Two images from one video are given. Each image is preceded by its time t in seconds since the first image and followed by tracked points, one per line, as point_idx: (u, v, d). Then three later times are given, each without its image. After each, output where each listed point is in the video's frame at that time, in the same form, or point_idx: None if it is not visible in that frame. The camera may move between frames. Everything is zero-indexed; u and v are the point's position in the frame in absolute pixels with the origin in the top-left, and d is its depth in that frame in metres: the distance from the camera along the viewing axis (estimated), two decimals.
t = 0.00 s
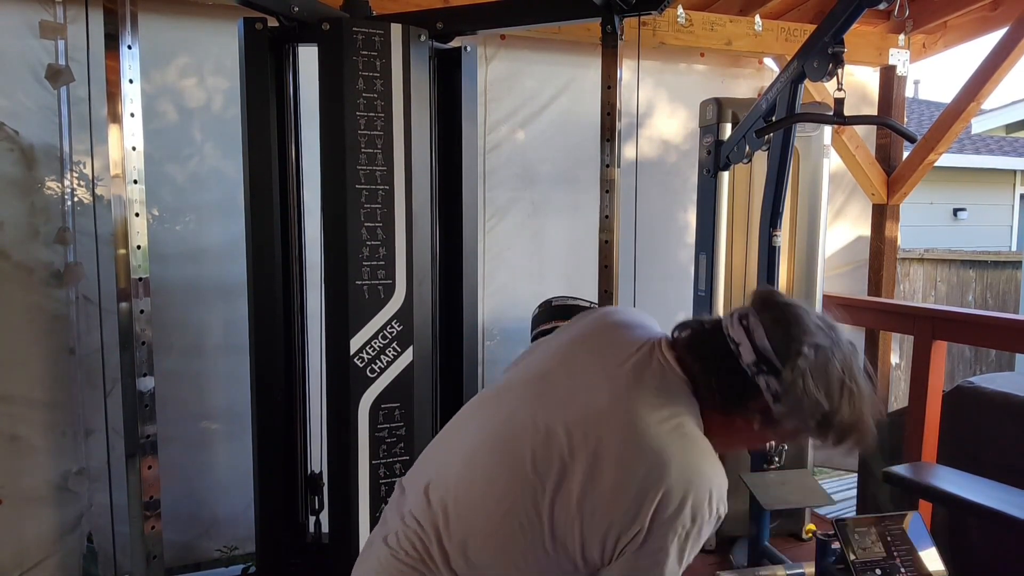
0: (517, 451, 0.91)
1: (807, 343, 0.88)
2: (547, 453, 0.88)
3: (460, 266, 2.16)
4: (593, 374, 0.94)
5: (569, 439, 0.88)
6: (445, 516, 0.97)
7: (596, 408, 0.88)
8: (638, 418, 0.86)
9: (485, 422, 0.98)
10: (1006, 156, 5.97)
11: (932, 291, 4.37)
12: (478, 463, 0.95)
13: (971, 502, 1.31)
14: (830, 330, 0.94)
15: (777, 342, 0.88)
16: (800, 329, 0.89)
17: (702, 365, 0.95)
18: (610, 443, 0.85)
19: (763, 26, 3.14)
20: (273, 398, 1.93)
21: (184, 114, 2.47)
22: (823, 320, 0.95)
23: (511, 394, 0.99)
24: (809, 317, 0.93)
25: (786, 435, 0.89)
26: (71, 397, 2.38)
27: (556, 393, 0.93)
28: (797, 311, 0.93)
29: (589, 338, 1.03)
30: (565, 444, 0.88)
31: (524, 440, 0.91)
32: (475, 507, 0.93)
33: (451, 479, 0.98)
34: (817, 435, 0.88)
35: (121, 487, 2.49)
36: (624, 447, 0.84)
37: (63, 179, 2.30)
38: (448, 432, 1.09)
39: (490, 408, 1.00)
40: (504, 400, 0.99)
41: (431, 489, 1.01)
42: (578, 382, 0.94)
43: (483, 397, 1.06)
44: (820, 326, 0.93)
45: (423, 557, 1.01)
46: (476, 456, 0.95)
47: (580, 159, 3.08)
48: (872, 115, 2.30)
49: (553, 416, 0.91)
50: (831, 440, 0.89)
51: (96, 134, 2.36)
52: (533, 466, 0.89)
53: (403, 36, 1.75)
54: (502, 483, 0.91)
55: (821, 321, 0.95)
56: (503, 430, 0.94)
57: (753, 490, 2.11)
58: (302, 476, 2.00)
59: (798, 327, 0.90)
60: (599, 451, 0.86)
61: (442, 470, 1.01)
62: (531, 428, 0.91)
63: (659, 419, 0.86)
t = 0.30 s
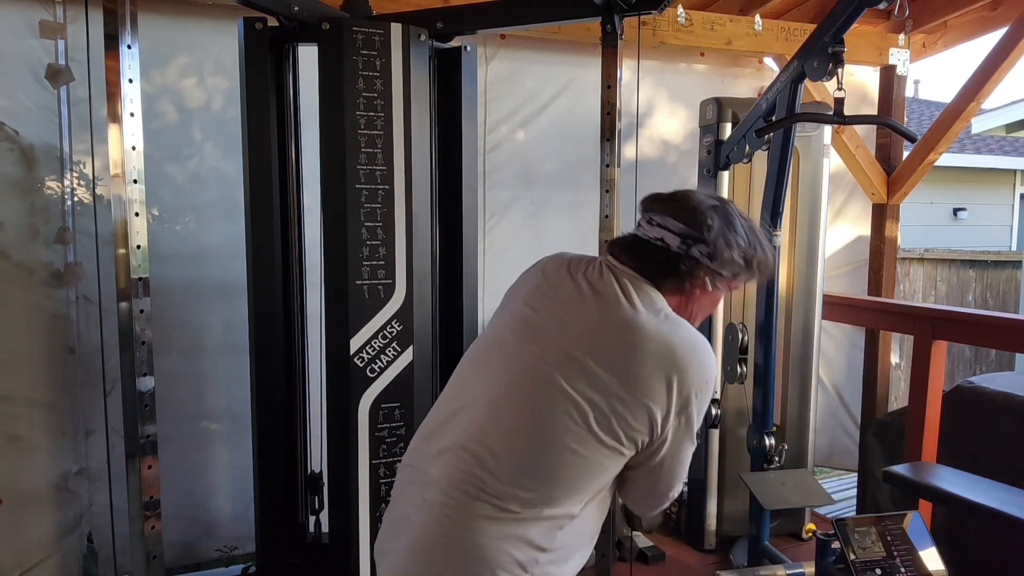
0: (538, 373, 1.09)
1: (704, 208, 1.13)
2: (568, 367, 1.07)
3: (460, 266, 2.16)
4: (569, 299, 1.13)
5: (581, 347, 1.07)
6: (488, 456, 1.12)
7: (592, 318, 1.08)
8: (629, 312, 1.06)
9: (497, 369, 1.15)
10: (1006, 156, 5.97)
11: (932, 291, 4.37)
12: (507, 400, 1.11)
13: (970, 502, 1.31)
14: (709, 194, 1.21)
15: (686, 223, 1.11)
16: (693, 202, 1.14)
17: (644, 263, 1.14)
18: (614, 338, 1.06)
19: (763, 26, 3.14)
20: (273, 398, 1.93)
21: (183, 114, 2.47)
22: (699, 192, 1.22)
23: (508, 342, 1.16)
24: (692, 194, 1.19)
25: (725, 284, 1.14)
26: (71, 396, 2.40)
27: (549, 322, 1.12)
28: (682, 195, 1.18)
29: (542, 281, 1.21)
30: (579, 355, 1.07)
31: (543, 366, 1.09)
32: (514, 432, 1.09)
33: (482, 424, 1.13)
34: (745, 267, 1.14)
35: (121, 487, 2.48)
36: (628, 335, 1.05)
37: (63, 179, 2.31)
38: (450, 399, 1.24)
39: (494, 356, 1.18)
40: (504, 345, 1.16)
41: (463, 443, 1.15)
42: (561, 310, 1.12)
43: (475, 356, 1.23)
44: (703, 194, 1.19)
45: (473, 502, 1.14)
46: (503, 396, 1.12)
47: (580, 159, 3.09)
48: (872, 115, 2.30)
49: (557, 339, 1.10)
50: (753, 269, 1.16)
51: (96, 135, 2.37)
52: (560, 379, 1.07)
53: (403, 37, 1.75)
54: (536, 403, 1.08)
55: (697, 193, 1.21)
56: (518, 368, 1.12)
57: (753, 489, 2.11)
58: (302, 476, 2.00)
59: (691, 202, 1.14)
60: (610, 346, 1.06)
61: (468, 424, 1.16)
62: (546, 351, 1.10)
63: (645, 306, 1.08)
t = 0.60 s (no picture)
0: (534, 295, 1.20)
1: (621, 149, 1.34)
2: (559, 283, 1.18)
3: (460, 267, 2.16)
4: (545, 242, 1.27)
5: (569, 264, 1.20)
6: (502, 380, 1.18)
7: (572, 244, 1.22)
8: (600, 234, 1.22)
9: (497, 313, 1.25)
10: (1006, 156, 5.97)
11: (932, 291, 4.37)
12: (513, 329, 1.20)
13: (971, 503, 1.31)
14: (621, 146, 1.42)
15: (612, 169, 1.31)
16: (612, 151, 1.35)
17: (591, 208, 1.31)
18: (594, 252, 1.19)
19: (763, 26, 3.13)
20: (273, 399, 1.93)
21: (183, 114, 2.47)
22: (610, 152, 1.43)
23: (501, 292, 1.27)
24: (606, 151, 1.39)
25: (661, 201, 1.33)
26: (71, 397, 2.38)
27: (533, 260, 1.25)
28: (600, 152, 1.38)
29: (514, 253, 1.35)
30: (567, 273, 1.19)
31: (539, 289, 1.20)
32: (522, 349, 1.17)
33: (493, 356, 1.21)
34: (670, 183, 1.34)
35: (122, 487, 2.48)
36: (605, 248, 1.19)
37: (63, 179, 2.31)
38: (456, 367, 1.31)
39: (491, 306, 1.28)
40: (499, 293, 1.27)
41: (481, 382, 1.21)
42: (541, 253, 1.25)
43: (472, 322, 1.32)
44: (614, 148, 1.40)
45: (499, 425, 1.16)
46: (507, 326, 1.21)
47: (580, 159, 3.09)
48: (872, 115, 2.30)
49: (544, 268, 1.22)
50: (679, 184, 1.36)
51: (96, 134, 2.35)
52: (557, 293, 1.18)
53: (403, 37, 1.75)
54: (538, 318, 1.17)
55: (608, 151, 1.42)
56: (514, 300, 1.22)
57: (754, 490, 2.11)
58: (302, 477, 2.00)
59: (609, 150, 1.35)
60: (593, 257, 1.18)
61: (480, 364, 1.23)
62: (539, 277, 1.21)
63: (613, 229, 1.23)
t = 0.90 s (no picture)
0: (531, 281, 1.24)
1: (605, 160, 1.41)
2: (555, 267, 1.22)
3: (460, 267, 2.16)
4: (543, 235, 1.31)
5: (563, 251, 1.23)
6: (501, 363, 1.21)
7: (567, 232, 1.26)
8: (594, 223, 1.26)
9: (497, 303, 1.29)
10: (1006, 156, 5.97)
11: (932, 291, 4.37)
12: (512, 315, 1.23)
13: (971, 502, 1.32)
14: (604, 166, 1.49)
15: (601, 173, 1.37)
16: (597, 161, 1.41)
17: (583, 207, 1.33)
18: (588, 239, 1.23)
19: (764, 26, 3.14)
20: (273, 398, 1.93)
21: (183, 114, 2.47)
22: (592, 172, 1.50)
23: (503, 281, 1.32)
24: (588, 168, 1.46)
25: (648, 200, 1.37)
26: (71, 397, 2.38)
27: (531, 251, 1.29)
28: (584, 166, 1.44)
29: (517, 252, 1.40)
30: (562, 258, 1.22)
31: (536, 273, 1.24)
32: (519, 332, 1.21)
33: (493, 343, 1.24)
34: (652, 187, 1.40)
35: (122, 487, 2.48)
36: (598, 235, 1.23)
37: (63, 179, 2.30)
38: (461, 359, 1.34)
39: (492, 297, 1.32)
40: (499, 285, 1.31)
41: (483, 366, 1.25)
42: (539, 244, 1.29)
43: (476, 316, 1.37)
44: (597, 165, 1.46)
45: (499, 405, 1.19)
46: (506, 310, 1.25)
47: (580, 159, 3.09)
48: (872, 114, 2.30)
49: (540, 256, 1.26)
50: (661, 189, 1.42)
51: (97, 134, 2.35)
52: (552, 277, 1.21)
53: (403, 37, 1.75)
54: (535, 302, 1.21)
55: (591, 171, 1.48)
56: (513, 288, 1.26)
57: (754, 489, 2.11)
58: (302, 476, 2.00)
59: (594, 160, 1.41)
60: (586, 243, 1.22)
61: (481, 352, 1.26)
62: (535, 264, 1.25)
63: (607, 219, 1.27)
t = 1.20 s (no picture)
0: (526, 296, 1.22)
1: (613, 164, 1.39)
2: (548, 287, 1.20)
3: (460, 267, 2.16)
4: (543, 243, 1.29)
5: (561, 267, 1.21)
6: (490, 379, 1.20)
7: (568, 246, 1.24)
8: (597, 238, 1.23)
9: (490, 313, 1.28)
10: (1006, 156, 5.97)
11: (932, 291, 4.38)
12: (501, 332, 1.22)
13: (971, 501, 1.31)
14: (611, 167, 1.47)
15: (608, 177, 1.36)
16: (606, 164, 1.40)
17: (586, 215, 1.33)
18: (589, 256, 1.21)
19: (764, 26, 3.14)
20: (273, 398, 1.93)
21: (183, 114, 2.47)
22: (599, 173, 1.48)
23: (495, 292, 1.30)
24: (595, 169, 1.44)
25: (654, 210, 1.37)
26: (72, 397, 2.38)
27: (530, 261, 1.27)
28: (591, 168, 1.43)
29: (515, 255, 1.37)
30: (560, 275, 1.21)
31: (528, 291, 1.22)
32: (511, 349, 1.20)
33: (483, 356, 1.23)
34: (659, 197, 1.39)
35: (122, 487, 2.48)
36: (600, 253, 1.20)
37: (63, 179, 2.30)
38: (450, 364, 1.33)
39: (486, 304, 1.30)
40: (494, 293, 1.30)
41: (470, 379, 1.23)
42: (538, 253, 1.27)
43: (469, 320, 1.35)
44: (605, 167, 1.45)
45: (481, 424, 1.18)
46: (496, 326, 1.24)
47: (579, 159, 3.09)
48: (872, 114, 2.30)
49: (538, 268, 1.24)
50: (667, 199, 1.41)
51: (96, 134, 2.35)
52: (544, 298, 1.19)
53: (403, 37, 1.75)
54: (529, 319, 1.19)
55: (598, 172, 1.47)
56: (508, 300, 1.25)
57: (753, 489, 2.11)
58: (302, 477, 2.00)
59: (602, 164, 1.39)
60: (587, 261, 1.20)
61: (471, 363, 1.25)
62: (532, 277, 1.23)
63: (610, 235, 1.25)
